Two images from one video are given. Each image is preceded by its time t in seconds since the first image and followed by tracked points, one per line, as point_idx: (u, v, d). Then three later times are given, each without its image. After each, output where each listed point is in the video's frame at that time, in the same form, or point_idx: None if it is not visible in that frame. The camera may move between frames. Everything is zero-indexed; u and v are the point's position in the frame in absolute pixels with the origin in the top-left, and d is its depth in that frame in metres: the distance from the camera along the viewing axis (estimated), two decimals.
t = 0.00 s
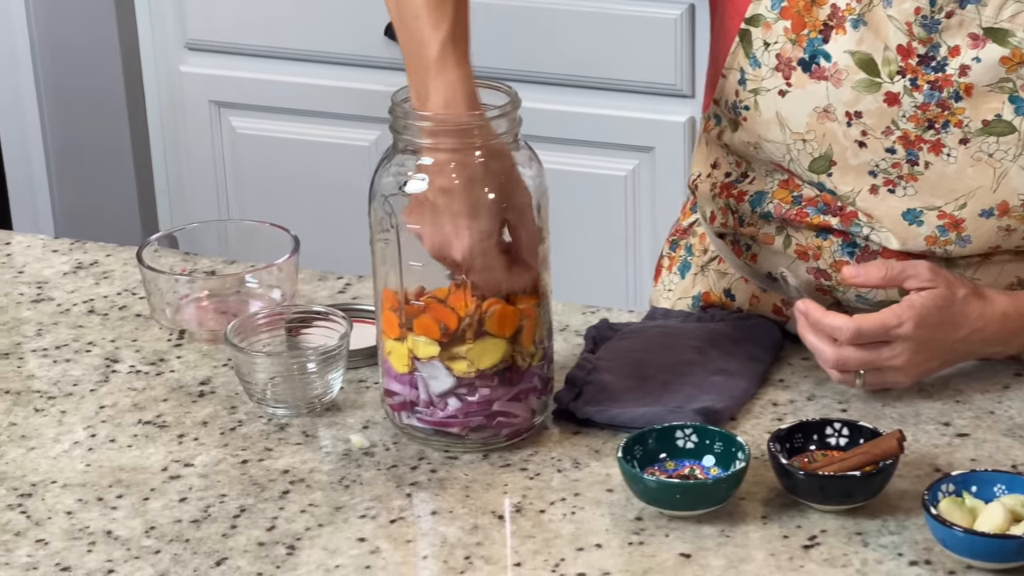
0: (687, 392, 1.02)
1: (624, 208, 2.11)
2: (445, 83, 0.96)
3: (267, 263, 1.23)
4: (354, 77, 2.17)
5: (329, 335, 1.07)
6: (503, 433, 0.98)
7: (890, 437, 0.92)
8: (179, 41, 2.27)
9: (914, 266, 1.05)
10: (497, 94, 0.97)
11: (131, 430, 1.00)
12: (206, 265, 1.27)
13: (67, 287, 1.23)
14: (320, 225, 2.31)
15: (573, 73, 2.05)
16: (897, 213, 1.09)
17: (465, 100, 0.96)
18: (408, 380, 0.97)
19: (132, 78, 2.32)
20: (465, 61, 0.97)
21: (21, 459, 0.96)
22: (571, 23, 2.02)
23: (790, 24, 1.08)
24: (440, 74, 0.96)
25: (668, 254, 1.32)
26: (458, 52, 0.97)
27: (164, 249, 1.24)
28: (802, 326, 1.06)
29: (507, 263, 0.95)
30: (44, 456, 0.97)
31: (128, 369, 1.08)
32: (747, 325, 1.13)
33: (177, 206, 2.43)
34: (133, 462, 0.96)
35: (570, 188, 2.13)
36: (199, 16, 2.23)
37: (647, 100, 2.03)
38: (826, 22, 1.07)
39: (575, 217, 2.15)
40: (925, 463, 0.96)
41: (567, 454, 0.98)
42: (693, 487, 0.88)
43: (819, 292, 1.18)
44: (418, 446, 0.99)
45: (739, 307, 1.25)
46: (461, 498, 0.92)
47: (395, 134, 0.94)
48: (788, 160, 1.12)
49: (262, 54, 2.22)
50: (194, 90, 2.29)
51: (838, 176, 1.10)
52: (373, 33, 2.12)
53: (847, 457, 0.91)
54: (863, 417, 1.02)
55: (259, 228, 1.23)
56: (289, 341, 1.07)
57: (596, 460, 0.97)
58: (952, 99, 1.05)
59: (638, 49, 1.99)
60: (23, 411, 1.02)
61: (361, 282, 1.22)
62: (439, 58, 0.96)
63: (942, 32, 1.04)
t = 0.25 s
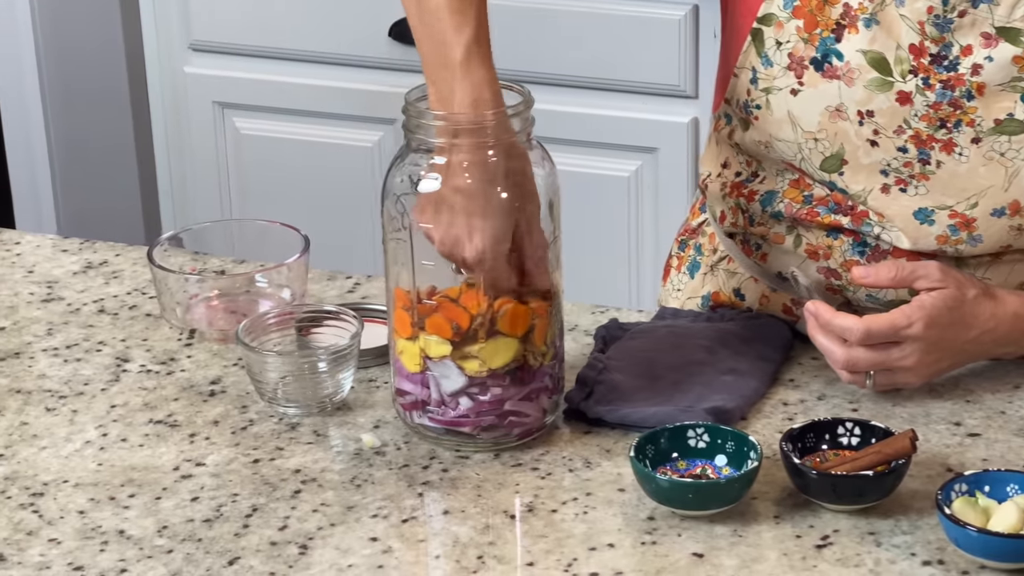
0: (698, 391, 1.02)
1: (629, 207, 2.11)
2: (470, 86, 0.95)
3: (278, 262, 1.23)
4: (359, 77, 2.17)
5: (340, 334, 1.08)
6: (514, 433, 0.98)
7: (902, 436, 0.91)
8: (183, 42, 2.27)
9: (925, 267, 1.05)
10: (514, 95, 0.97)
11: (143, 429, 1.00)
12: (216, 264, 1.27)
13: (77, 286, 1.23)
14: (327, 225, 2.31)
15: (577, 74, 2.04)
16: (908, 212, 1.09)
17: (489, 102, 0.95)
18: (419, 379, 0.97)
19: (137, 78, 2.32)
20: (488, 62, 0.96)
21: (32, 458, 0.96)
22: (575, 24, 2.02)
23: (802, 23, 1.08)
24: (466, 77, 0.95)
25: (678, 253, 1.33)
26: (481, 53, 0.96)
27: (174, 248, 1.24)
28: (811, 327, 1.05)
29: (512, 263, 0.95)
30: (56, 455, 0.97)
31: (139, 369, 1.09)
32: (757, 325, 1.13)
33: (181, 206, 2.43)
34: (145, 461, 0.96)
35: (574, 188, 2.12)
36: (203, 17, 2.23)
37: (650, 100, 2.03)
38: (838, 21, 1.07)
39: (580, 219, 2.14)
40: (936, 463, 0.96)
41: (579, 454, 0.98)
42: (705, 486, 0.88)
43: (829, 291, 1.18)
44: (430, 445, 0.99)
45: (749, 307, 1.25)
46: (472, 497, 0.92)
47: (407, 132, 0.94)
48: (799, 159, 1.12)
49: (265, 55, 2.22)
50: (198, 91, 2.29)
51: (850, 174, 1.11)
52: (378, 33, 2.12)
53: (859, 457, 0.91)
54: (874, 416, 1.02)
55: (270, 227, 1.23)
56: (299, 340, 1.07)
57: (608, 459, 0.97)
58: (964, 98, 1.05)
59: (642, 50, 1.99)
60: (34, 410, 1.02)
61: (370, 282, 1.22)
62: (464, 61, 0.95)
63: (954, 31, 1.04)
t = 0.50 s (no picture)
0: (704, 391, 1.02)
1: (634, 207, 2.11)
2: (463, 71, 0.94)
3: (284, 262, 1.24)
4: (363, 76, 2.17)
5: (346, 334, 1.08)
6: (521, 433, 0.98)
7: (910, 436, 0.91)
8: (187, 42, 2.27)
9: (932, 266, 1.06)
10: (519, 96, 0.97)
11: (150, 429, 1.00)
12: (222, 263, 1.27)
13: (83, 286, 1.23)
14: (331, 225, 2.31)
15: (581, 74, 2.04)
16: (917, 212, 1.09)
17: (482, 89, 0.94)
18: (426, 379, 0.98)
19: (141, 78, 2.32)
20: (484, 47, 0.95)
21: (40, 457, 0.96)
22: (580, 23, 2.02)
23: (811, 22, 1.08)
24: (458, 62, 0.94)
25: (684, 252, 1.32)
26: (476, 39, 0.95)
27: (181, 248, 1.24)
28: (819, 326, 1.06)
29: (506, 264, 0.94)
30: (63, 454, 0.97)
31: (146, 368, 1.09)
32: (763, 325, 1.13)
33: (185, 206, 2.43)
34: (153, 461, 0.96)
35: (578, 188, 2.13)
36: (207, 17, 2.23)
37: (654, 100, 2.03)
38: (847, 20, 1.07)
39: (585, 218, 2.14)
40: (943, 463, 0.96)
41: (586, 454, 0.98)
42: (713, 486, 0.88)
43: (836, 291, 1.18)
44: (437, 445, 0.99)
45: (756, 306, 1.24)
46: (479, 497, 0.92)
47: (415, 132, 0.95)
48: (807, 158, 1.12)
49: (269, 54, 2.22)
50: (202, 91, 2.29)
51: (858, 174, 1.11)
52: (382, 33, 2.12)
53: (867, 456, 0.91)
54: (881, 416, 1.02)
55: (277, 228, 1.23)
56: (305, 340, 1.07)
57: (615, 459, 0.97)
58: (973, 98, 1.05)
59: (646, 50, 1.99)
60: (41, 409, 1.02)
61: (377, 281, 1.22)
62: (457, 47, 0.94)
63: (963, 30, 1.04)
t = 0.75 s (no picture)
0: (706, 391, 1.03)
1: (636, 208, 2.11)
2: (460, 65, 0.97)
3: (286, 262, 1.24)
4: (365, 77, 2.17)
5: (349, 334, 1.08)
6: (523, 432, 0.98)
7: (911, 435, 0.91)
8: (190, 42, 2.27)
9: (929, 269, 1.05)
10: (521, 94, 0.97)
11: (152, 428, 1.00)
12: (224, 263, 1.27)
13: (86, 286, 1.23)
14: (333, 226, 2.32)
15: (583, 73, 2.05)
16: (915, 214, 1.09)
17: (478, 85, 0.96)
18: (429, 378, 0.98)
19: (143, 79, 2.33)
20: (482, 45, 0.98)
21: (42, 457, 0.97)
22: (581, 23, 2.02)
23: (811, 23, 1.08)
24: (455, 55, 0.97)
25: (686, 251, 1.33)
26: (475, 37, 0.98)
27: (183, 247, 1.25)
28: (818, 328, 1.06)
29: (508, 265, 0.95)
30: (66, 454, 0.97)
31: (148, 368, 1.09)
32: (765, 324, 1.13)
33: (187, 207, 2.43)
34: (155, 460, 0.96)
35: (579, 188, 2.13)
36: (210, 17, 2.24)
37: (657, 100, 2.03)
38: (846, 22, 1.07)
39: (586, 219, 2.15)
40: (945, 462, 0.96)
41: (588, 453, 0.98)
42: (714, 486, 0.88)
43: (837, 292, 1.18)
44: (439, 444, 0.99)
45: (759, 305, 1.25)
46: (482, 496, 0.92)
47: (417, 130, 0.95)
48: (807, 159, 1.12)
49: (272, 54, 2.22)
50: (205, 91, 2.29)
51: (857, 175, 1.11)
52: (384, 34, 2.12)
53: (868, 455, 0.91)
54: (883, 416, 1.02)
55: (279, 228, 1.23)
56: (307, 340, 1.07)
57: (617, 458, 0.97)
58: (971, 101, 1.06)
59: (648, 50, 2.00)
60: (43, 409, 1.03)
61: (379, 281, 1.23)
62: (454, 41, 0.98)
63: (962, 33, 1.04)
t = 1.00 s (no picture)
0: (704, 390, 1.03)
1: (636, 207, 2.12)
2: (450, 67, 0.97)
3: (285, 261, 1.24)
4: (365, 77, 2.18)
5: (348, 332, 1.08)
6: (522, 431, 0.98)
7: (909, 434, 0.91)
8: (191, 42, 2.28)
9: (931, 269, 1.05)
10: (521, 96, 0.97)
11: (152, 427, 1.00)
12: (224, 262, 1.27)
13: (86, 285, 1.24)
14: (333, 226, 2.32)
15: (584, 73, 2.05)
16: (914, 216, 1.09)
17: (469, 88, 0.97)
18: (427, 377, 0.98)
19: (144, 79, 2.33)
20: (474, 44, 0.98)
21: (42, 455, 0.97)
22: (581, 23, 2.02)
23: (810, 27, 1.08)
24: (445, 57, 0.97)
25: (690, 248, 1.35)
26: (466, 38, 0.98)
27: (182, 247, 1.25)
28: (817, 326, 1.06)
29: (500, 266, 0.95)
30: (65, 452, 0.97)
31: (147, 367, 1.09)
32: (764, 324, 1.13)
33: (188, 207, 2.44)
34: (154, 459, 0.96)
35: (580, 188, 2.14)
36: (211, 16, 2.24)
37: (658, 100, 2.03)
38: (845, 25, 1.07)
39: (587, 218, 2.15)
40: (943, 460, 0.96)
41: (586, 452, 0.98)
42: (712, 484, 0.88)
43: (836, 292, 1.18)
44: (438, 443, 0.99)
45: (758, 304, 1.26)
46: (480, 495, 0.93)
47: (417, 131, 0.95)
48: (806, 161, 1.13)
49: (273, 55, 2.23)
50: (206, 90, 2.30)
51: (856, 178, 1.11)
52: (385, 33, 2.12)
53: (866, 454, 0.91)
54: (881, 415, 1.02)
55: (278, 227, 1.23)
56: (307, 339, 1.08)
57: (615, 457, 0.97)
58: (971, 105, 1.06)
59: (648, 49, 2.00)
60: (43, 408, 1.03)
61: (378, 280, 1.23)
62: (445, 41, 0.98)
63: (962, 37, 1.04)
